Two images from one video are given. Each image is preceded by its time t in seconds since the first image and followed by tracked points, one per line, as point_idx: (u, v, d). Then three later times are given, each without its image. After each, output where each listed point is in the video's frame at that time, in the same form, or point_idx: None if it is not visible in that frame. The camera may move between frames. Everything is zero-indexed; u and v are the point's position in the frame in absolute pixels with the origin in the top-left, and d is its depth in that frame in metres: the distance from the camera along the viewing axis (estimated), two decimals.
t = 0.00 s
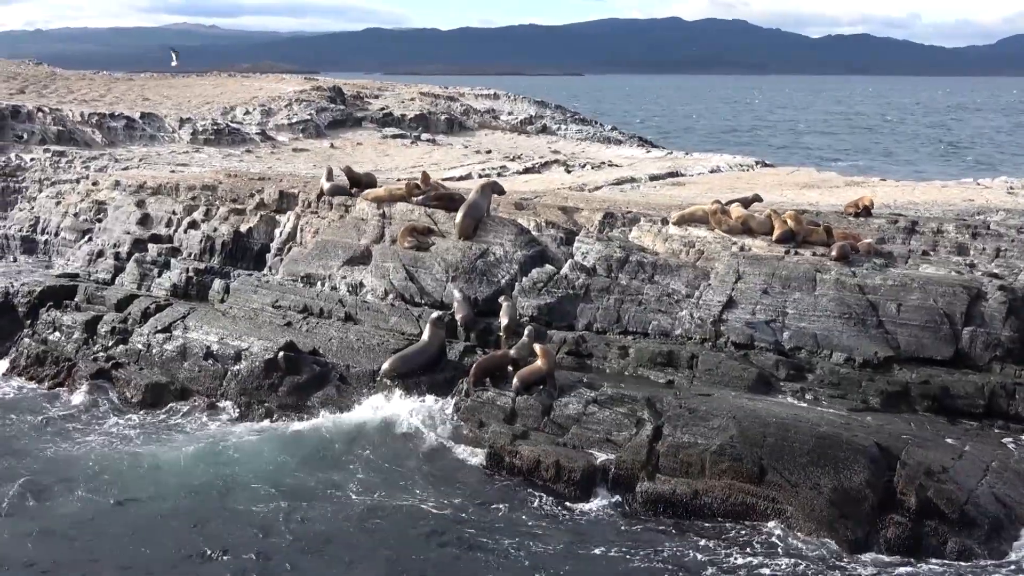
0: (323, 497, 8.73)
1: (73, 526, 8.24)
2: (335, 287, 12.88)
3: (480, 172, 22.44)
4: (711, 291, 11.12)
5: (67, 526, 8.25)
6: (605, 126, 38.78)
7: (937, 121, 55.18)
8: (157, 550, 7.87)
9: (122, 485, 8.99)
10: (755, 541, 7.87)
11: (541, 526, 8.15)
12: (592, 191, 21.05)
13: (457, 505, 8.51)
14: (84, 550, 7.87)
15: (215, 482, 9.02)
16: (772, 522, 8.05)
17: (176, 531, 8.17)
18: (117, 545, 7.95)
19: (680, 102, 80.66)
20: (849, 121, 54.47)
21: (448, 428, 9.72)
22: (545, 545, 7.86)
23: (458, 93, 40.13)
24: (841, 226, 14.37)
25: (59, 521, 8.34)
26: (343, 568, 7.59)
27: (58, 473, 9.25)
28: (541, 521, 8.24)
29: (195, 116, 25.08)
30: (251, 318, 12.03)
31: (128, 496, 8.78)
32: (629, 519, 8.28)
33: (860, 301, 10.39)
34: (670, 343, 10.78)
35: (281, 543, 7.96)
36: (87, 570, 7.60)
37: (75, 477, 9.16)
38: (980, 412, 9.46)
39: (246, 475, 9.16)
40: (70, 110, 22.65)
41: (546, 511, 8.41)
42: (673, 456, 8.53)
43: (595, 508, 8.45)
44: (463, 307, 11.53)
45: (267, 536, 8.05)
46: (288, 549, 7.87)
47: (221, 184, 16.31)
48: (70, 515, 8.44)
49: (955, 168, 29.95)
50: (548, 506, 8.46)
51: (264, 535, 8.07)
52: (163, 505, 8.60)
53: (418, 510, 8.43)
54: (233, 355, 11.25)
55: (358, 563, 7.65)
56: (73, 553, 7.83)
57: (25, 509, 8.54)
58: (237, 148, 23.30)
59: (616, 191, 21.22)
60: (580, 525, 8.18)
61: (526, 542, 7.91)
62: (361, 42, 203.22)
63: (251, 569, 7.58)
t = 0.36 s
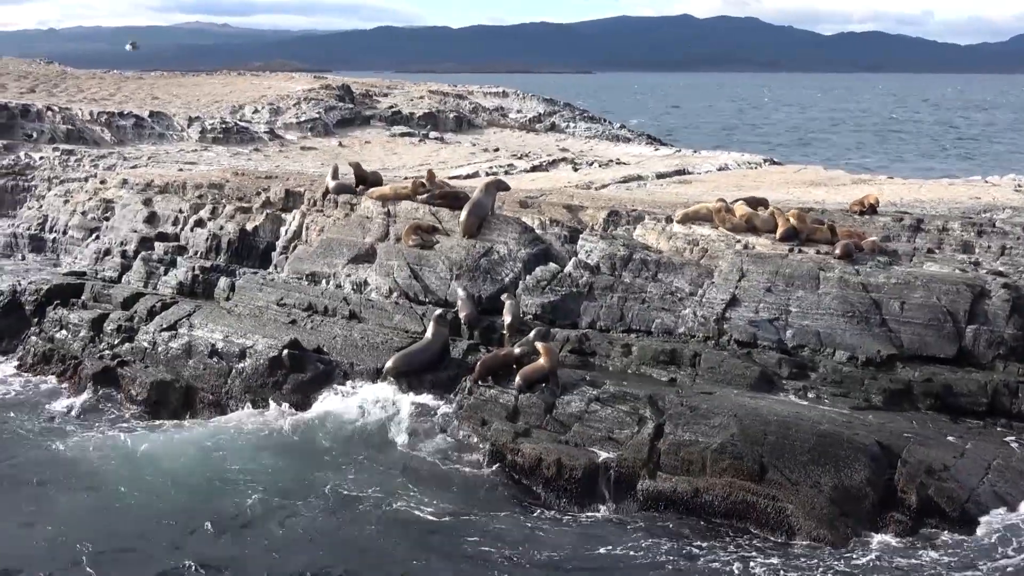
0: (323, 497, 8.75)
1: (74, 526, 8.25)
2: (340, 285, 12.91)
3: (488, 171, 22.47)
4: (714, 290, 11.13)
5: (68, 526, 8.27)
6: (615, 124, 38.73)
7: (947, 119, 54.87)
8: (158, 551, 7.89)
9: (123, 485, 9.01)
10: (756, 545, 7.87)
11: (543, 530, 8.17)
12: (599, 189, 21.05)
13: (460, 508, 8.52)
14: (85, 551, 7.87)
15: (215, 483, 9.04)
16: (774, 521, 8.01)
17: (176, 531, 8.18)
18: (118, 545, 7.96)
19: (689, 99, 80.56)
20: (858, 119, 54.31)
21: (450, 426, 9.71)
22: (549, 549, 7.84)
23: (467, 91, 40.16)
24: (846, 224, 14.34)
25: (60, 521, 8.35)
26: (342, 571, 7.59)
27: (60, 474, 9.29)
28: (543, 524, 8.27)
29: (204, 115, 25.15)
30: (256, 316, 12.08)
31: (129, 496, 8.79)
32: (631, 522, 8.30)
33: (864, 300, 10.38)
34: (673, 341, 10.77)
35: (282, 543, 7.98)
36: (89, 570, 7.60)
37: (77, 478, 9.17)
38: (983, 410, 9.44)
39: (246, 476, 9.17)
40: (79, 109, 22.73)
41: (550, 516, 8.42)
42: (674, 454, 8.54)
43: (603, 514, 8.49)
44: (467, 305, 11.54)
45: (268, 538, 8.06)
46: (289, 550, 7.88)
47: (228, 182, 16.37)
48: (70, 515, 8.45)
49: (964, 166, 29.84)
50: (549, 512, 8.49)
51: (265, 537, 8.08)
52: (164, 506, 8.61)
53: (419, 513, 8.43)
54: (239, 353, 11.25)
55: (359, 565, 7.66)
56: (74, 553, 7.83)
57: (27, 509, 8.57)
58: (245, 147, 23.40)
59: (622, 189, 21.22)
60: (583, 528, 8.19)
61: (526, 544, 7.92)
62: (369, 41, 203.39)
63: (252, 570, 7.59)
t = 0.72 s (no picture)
0: (326, 499, 8.75)
1: (77, 527, 8.26)
2: (345, 284, 12.94)
3: (495, 169, 22.50)
4: (718, 289, 11.14)
5: (71, 527, 8.27)
6: (623, 122, 38.69)
7: (956, 118, 54.69)
8: (161, 551, 7.89)
9: (125, 487, 9.02)
10: (756, 539, 7.89)
11: (543, 528, 8.17)
12: (606, 188, 21.05)
13: (456, 509, 8.51)
14: (88, 552, 7.88)
15: (218, 484, 9.05)
16: (774, 518, 8.06)
17: (178, 533, 8.18)
18: (120, 546, 7.97)
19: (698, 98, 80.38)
20: (867, 117, 54.16)
21: (452, 424, 9.69)
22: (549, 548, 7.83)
23: (476, 89, 40.20)
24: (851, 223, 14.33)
25: (63, 521, 8.37)
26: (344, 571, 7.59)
27: (64, 475, 9.30)
28: (543, 522, 8.27)
29: (212, 113, 25.23)
30: (261, 314, 12.08)
31: (132, 498, 8.80)
32: (631, 516, 8.31)
33: (867, 299, 10.38)
34: (676, 340, 10.77)
35: (284, 545, 7.98)
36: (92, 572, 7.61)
37: (80, 480, 9.18)
38: (986, 410, 9.44)
39: (249, 478, 9.18)
40: (89, 107, 22.80)
41: (552, 513, 8.43)
42: (676, 453, 8.59)
43: (604, 506, 8.47)
44: (470, 304, 11.55)
45: (270, 539, 8.06)
46: (292, 551, 7.88)
47: (235, 181, 16.45)
48: (73, 516, 8.45)
49: (972, 165, 29.73)
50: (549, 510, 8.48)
51: (268, 538, 8.08)
52: (167, 507, 8.61)
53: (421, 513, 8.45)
54: (242, 351, 11.36)
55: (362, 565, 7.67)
56: (77, 554, 7.84)
57: (31, 510, 8.58)
58: (253, 145, 23.48)
59: (629, 188, 21.23)
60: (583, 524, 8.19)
61: (526, 544, 7.91)
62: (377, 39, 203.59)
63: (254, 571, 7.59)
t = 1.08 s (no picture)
0: (328, 504, 8.69)
1: (80, 530, 8.25)
2: (349, 284, 12.99)
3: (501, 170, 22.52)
4: (721, 289, 11.15)
5: (73, 529, 8.27)
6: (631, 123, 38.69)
7: (964, 118, 54.49)
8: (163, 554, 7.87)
9: (129, 489, 9.02)
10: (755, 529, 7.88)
11: (541, 524, 8.15)
12: (612, 188, 21.04)
13: (455, 511, 8.47)
14: (91, 555, 7.86)
15: (221, 487, 9.06)
16: (774, 516, 8.05)
17: (179, 534, 8.18)
18: (123, 548, 7.96)
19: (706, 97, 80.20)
20: (875, 117, 54.00)
21: (454, 425, 9.65)
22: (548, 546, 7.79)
23: (483, 89, 40.24)
24: (856, 224, 14.31)
25: (66, 524, 8.36)
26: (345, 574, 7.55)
27: (67, 476, 9.32)
28: (540, 515, 8.30)
29: (220, 113, 25.31)
30: (265, 313, 12.08)
31: (134, 500, 8.79)
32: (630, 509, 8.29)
33: (870, 301, 10.39)
34: (679, 340, 10.76)
35: (287, 548, 7.95)
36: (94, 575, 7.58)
37: (83, 481, 9.20)
38: (987, 411, 9.47)
39: (251, 481, 9.17)
40: (97, 108, 22.89)
41: (555, 509, 8.40)
42: (677, 453, 8.66)
43: (606, 501, 8.43)
44: (474, 304, 11.54)
45: (272, 542, 8.03)
46: (295, 552, 7.88)
47: (241, 182, 16.51)
48: (76, 518, 8.45)
49: (980, 165, 29.61)
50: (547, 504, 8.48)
51: (270, 540, 8.07)
52: (168, 509, 8.61)
53: (422, 513, 8.45)
54: (246, 351, 11.43)
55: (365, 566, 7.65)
56: (79, 557, 7.82)
57: (33, 512, 8.59)
58: (261, 145, 23.56)
59: (635, 188, 21.23)
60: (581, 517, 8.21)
61: (523, 542, 7.89)
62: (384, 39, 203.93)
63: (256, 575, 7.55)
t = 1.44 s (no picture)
0: (328, 503, 8.69)
1: (79, 528, 8.27)
2: (351, 283, 13.02)
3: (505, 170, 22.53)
4: (722, 288, 11.16)
5: (72, 527, 8.29)
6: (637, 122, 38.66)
7: (971, 117, 54.30)
8: (161, 552, 7.87)
9: (129, 487, 9.03)
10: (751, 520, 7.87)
11: (538, 519, 8.14)
12: (616, 187, 21.03)
13: (454, 507, 8.47)
14: (89, 553, 7.87)
15: (221, 485, 9.08)
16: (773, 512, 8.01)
17: (178, 532, 8.19)
18: (123, 545, 7.98)
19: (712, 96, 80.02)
20: (881, 116, 53.86)
21: (455, 423, 9.68)
22: (543, 541, 7.79)
23: (489, 88, 40.24)
24: (858, 223, 14.29)
25: (66, 522, 8.38)
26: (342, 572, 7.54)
27: (67, 474, 9.34)
28: (538, 512, 8.27)
29: (225, 112, 25.35)
30: (267, 312, 12.11)
31: (134, 498, 8.80)
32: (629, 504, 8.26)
33: (870, 300, 10.40)
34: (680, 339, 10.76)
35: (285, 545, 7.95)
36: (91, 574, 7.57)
37: (84, 479, 9.22)
38: (987, 411, 9.47)
39: (252, 480, 9.18)
40: (103, 106, 22.93)
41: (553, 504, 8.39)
42: (675, 452, 8.68)
43: (604, 496, 8.41)
44: (474, 302, 11.54)
45: (270, 540, 8.03)
46: (293, 550, 7.87)
47: (246, 180, 16.55)
48: (76, 516, 8.47)
49: (985, 165, 29.53)
50: (545, 499, 8.46)
51: (269, 538, 8.07)
52: (168, 507, 8.62)
53: (421, 510, 8.45)
54: (248, 349, 11.45)
55: (363, 564, 7.64)
56: (78, 555, 7.83)
57: (33, 510, 8.60)
58: (266, 144, 23.61)
59: (639, 187, 21.21)
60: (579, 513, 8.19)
61: (520, 537, 7.87)
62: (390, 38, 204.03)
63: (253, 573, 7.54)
